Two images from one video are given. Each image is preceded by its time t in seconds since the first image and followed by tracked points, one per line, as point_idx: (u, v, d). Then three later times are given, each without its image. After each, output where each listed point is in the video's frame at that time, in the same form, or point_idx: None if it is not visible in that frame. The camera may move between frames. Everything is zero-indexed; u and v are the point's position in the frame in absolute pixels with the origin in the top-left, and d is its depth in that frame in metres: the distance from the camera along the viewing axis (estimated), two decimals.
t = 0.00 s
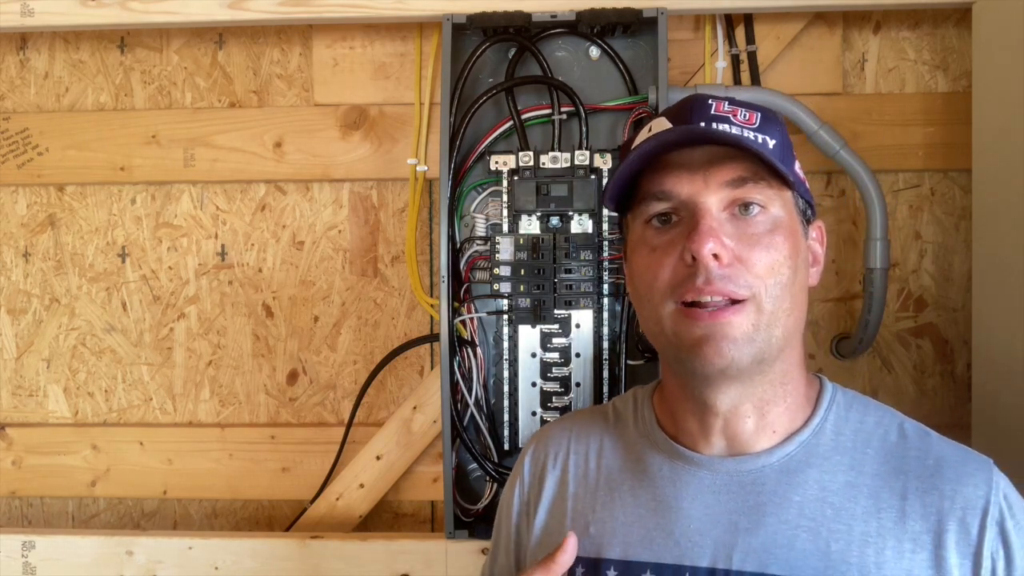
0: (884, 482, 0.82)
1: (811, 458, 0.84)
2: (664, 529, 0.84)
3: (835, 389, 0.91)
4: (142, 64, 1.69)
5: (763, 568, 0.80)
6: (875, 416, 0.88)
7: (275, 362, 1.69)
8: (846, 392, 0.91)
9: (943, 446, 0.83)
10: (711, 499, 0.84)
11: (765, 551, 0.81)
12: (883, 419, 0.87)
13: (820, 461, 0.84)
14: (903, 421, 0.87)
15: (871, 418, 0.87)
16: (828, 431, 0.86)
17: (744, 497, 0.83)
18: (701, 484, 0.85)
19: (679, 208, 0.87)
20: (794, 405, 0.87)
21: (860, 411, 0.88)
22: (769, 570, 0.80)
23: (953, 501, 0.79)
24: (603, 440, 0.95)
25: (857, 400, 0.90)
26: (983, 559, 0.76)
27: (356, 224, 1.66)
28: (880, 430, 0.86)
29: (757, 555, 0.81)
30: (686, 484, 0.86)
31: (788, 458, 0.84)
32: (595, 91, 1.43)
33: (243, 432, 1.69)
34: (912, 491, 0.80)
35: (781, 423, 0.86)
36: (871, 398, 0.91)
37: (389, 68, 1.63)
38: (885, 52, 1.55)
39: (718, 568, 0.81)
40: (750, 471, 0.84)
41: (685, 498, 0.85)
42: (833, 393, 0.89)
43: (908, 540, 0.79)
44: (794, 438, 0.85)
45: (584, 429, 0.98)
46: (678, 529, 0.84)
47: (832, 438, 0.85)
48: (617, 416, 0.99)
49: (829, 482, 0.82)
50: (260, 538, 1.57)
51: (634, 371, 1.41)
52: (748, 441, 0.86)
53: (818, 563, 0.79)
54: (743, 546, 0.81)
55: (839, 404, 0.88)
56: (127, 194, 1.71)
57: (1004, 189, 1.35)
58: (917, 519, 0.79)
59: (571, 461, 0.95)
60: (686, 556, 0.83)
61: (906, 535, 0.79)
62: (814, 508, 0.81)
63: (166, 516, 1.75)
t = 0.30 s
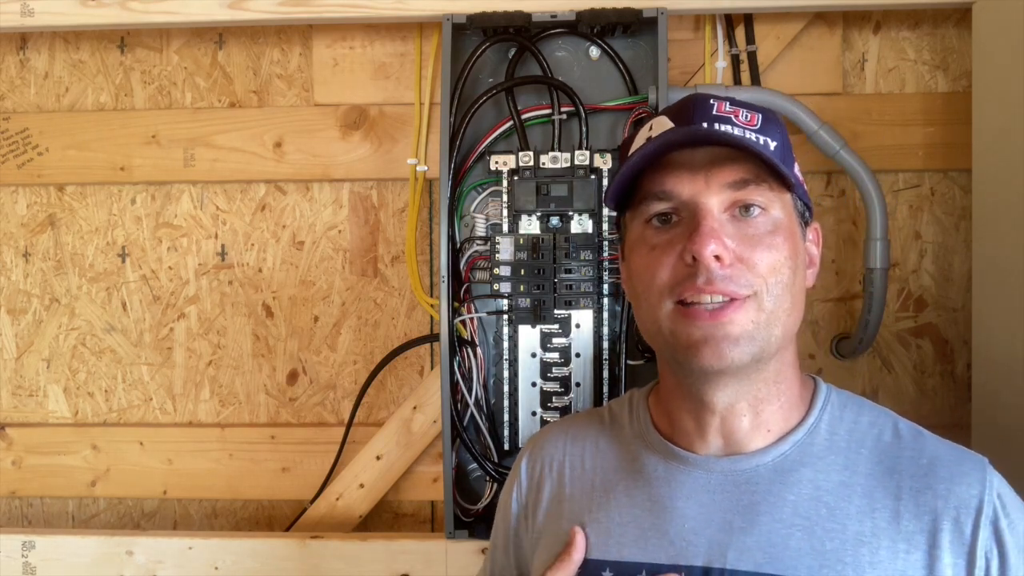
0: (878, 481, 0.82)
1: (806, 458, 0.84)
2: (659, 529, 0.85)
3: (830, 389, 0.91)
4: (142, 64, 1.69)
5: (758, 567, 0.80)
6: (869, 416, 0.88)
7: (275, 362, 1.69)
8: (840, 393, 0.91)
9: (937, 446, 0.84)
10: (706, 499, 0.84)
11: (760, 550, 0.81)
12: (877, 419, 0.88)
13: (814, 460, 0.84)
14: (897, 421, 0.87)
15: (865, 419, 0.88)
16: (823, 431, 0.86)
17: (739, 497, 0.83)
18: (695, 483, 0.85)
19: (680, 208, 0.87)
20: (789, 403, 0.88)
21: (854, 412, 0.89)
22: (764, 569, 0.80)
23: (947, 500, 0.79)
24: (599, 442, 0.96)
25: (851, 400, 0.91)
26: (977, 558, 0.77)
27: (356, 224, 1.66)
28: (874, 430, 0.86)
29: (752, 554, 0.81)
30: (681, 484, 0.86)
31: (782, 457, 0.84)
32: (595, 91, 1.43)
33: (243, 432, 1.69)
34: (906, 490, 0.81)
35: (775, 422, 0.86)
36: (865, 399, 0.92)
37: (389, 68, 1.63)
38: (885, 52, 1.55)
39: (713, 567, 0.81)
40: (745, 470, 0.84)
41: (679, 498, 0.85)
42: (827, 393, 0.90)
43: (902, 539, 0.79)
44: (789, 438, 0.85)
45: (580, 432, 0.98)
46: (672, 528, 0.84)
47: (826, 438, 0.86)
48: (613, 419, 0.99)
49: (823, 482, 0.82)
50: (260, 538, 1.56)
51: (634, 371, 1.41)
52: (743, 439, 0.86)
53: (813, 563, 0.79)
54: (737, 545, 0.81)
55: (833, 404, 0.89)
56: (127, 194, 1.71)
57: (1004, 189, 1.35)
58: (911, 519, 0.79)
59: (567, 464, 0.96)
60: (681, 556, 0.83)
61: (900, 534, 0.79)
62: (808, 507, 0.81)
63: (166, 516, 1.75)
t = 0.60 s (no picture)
0: (871, 483, 0.82)
1: (799, 459, 0.85)
2: (652, 530, 0.85)
3: (825, 390, 0.91)
4: (142, 64, 1.69)
5: (749, 568, 0.80)
6: (864, 417, 0.88)
7: (275, 362, 1.69)
8: (835, 394, 0.91)
9: (932, 447, 0.83)
10: (699, 500, 0.85)
11: (751, 552, 0.81)
12: (872, 420, 0.88)
13: (807, 461, 0.84)
14: (892, 422, 0.87)
15: (860, 420, 0.88)
16: (817, 432, 0.86)
17: (731, 498, 0.84)
18: (689, 484, 0.86)
19: (679, 209, 0.87)
20: (782, 406, 0.88)
21: (849, 412, 0.89)
22: (756, 570, 0.80)
23: (939, 502, 0.79)
24: (594, 443, 0.96)
25: (846, 401, 0.91)
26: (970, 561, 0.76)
27: (356, 224, 1.66)
28: (869, 431, 0.87)
29: (743, 555, 0.81)
30: (674, 485, 0.86)
31: (775, 458, 0.85)
32: (595, 91, 1.43)
33: (243, 432, 1.69)
34: (899, 492, 0.81)
35: (768, 423, 0.87)
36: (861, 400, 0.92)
37: (389, 68, 1.63)
38: (885, 52, 1.55)
39: (705, 568, 0.81)
40: (737, 471, 0.85)
41: (673, 499, 0.86)
42: (822, 394, 0.90)
43: (894, 541, 0.79)
44: (782, 439, 0.86)
45: (576, 433, 0.98)
46: (666, 529, 0.84)
47: (820, 439, 0.86)
48: (609, 420, 0.99)
49: (815, 483, 0.83)
50: (260, 538, 1.57)
51: (634, 371, 1.41)
52: (736, 440, 0.86)
53: (804, 564, 0.79)
54: (729, 546, 0.82)
55: (828, 405, 0.89)
56: (127, 194, 1.71)
57: (1004, 189, 1.35)
58: (903, 521, 0.79)
59: (563, 464, 0.96)
60: (673, 556, 0.83)
61: (892, 536, 0.79)
62: (800, 508, 0.82)
63: (166, 516, 1.75)
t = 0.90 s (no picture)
0: (855, 479, 0.82)
1: (783, 455, 0.85)
2: (637, 526, 0.85)
3: (810, 386, 0.92)
4: (142, 64, 1.69)
5: (733, 565, 0.80)
6: (849, 413, 0.89)
7: (275, 362, 1.69)
8: (819, 389, 0.92)
9: (915, 442, 0.84)
10: (684, 497, 0.85)
11: (735, 548, 0.81)
12: (857, 415, 0.88)
13: (791, 458, 0.85)
14: (877, 417, 0.88)
15: (844, 415, 0.88)
16: (802, 428, 0.87)
17: (716, 494, 0.84)
18: (673, 480, 0.86)
19: (675, 202, 0.87)
20: (769, 405, 0.88)
21: (834, 408, 0.89)
22: (740, 566, 0.80)
23: (923, 498, 0.79)
24: (579, 439, 0.96)
25: (831, 397, 0.91)
26: (953, 555, 0.77)
27: (356, 224, 1.66)
28: (853, 427, 0.87)
29: (727, 551, 0.81)
30: (659, 482, 0.86)
31: (760, 454, 0.85)
32: (594, 91, 1.43)
33: (243, 432, 1.69)
34: (883, 487, 0.81)
35: (755, 423, 0.87)
36: (845, 395, 0.92)
37: (389, 68, 1.63)
38: (885, 52, 1.55)
39: (690, 564, 0.81)
40: (722, 468, 0.85)
41: (657, 495, 0.86)
42: (806, 390, 0.90)
43: (878, 537, 0.79)
44: (767, 436, 0.86)
45: (561, 429, 0.98)
46: (650, 526, 0.84)
47: (805, 435, 0.86)
48: (593, 415, 0.99)
49: (799, 479, 0.83)
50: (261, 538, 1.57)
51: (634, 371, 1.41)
52: (721, 438, 0.87)
53: (788, 560, 0.80)
54: (714, 543, 0.82)
55: (812, 400, 0.89)
56: (127, 194, 1.71)
57: (1004, 189, 1.35)
58: (887, 516, 0.80)
59: (548, 461, 0.95)
60: (659, 553, 0.83)
61: (876, 531, 0.80)
62: (785, 504, 0.82)
63: (166, 516, 1.75)
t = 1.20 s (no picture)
0: (834, 479, 0.83)
1: (762, 455, 0.85)
2: (617, 526, 0.85)
3: (789, 385, 0.92)
4: (142, 64, 1.69)
5: (713, 565, 0.80)
6: (828, 413, 0.89)
7: (275, 362, 1.69)
8: (799, 389, 0.92)
9: (893, 442, 0.85)
10: (664, 496, 0.84)
11: (715, 548, 0.81)
12: (836, 415, 0.88)
13: (771, 458, 0.85)
14: (855, 417, 0.88)
15: (823, 415, 0.88)
16: (781, 428, 0.87)
17: (696, 494, 0.84)
18: (653, 480, 0.86)
19: (660, 204, 0.87)
20: (751, 406, 0.88)
21: (813, 408, 0.89)
22: (720, 567, 0.80)
23: (901, 498, 0.80)
24: (558, 436, 0.96)
25: (810, 396, 0.91)
26: (930, 555, 0.78)
27: (356, 224, 1.66)
28: (832, 427, 0.87)
29: (707, 551, 0.81)
30: (638, 481, 0.86)
31: (740, 454, 0.85)
32: (595, 91, 1.43)
33: (243, 432, 1.69)
34: (861, 488, 0.81)
35: (736, 424, 0.87)
36: (824, 395, 0.93)
37: (389, 68, 1.63)
38: (885, 52, 1.55)
39: (669, 564, 0.81)
40: (702, 468, 0.85)
41: (637, 494, 0.86)
42: (786, 389, 0.90)
43: (857, 537, 0.80)
44: (747, 436, 0.86)
45: (540, 426, 0.98)
46: (630, 525, 0.84)
47: (784, 435, 0.86)
48: (572, 412, 0.99)
49: (779, 479, 0.83)
50: (261, 538, 1.57)
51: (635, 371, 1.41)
52: (702, 437, 0.87)
53: (768, 560, 0.80)
54: (693, 542, 0.82)
55: (792, 400, 0.90)
56: (127, 194, 1.71)
57: (1004, 189, 1.35)
58: (865, 516, 0.80)
59: (527, 460, 0.95)
60: (638, 553, 0.83)
61: (854, 532, 0.80)
62: (764, 505, 0.82)
63: (166, 516, 1.75)
